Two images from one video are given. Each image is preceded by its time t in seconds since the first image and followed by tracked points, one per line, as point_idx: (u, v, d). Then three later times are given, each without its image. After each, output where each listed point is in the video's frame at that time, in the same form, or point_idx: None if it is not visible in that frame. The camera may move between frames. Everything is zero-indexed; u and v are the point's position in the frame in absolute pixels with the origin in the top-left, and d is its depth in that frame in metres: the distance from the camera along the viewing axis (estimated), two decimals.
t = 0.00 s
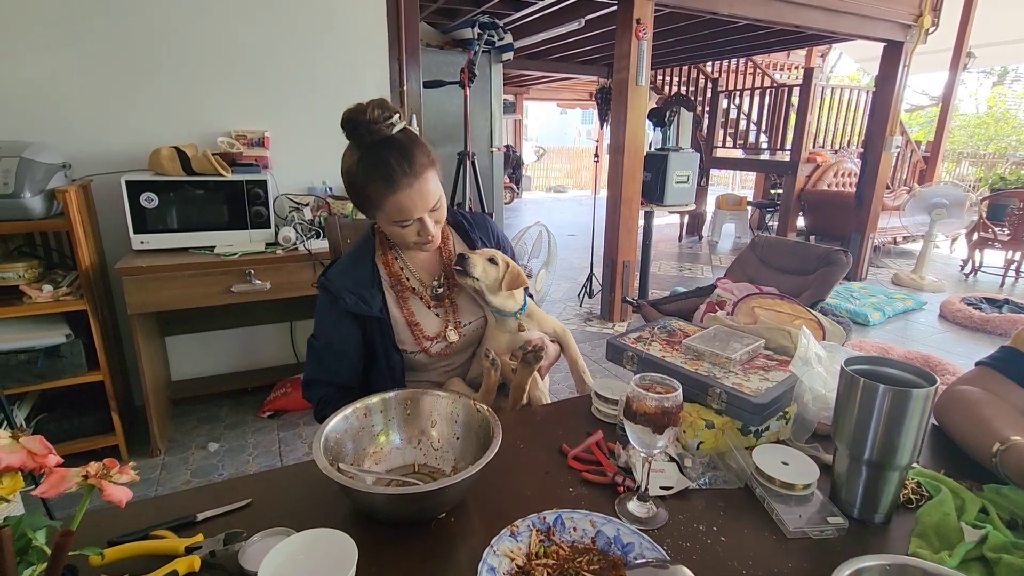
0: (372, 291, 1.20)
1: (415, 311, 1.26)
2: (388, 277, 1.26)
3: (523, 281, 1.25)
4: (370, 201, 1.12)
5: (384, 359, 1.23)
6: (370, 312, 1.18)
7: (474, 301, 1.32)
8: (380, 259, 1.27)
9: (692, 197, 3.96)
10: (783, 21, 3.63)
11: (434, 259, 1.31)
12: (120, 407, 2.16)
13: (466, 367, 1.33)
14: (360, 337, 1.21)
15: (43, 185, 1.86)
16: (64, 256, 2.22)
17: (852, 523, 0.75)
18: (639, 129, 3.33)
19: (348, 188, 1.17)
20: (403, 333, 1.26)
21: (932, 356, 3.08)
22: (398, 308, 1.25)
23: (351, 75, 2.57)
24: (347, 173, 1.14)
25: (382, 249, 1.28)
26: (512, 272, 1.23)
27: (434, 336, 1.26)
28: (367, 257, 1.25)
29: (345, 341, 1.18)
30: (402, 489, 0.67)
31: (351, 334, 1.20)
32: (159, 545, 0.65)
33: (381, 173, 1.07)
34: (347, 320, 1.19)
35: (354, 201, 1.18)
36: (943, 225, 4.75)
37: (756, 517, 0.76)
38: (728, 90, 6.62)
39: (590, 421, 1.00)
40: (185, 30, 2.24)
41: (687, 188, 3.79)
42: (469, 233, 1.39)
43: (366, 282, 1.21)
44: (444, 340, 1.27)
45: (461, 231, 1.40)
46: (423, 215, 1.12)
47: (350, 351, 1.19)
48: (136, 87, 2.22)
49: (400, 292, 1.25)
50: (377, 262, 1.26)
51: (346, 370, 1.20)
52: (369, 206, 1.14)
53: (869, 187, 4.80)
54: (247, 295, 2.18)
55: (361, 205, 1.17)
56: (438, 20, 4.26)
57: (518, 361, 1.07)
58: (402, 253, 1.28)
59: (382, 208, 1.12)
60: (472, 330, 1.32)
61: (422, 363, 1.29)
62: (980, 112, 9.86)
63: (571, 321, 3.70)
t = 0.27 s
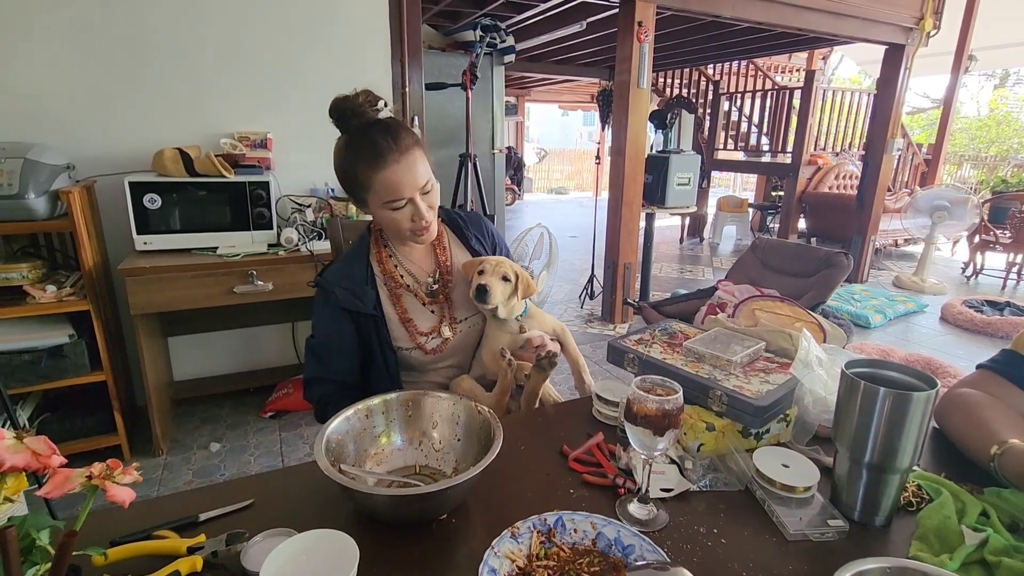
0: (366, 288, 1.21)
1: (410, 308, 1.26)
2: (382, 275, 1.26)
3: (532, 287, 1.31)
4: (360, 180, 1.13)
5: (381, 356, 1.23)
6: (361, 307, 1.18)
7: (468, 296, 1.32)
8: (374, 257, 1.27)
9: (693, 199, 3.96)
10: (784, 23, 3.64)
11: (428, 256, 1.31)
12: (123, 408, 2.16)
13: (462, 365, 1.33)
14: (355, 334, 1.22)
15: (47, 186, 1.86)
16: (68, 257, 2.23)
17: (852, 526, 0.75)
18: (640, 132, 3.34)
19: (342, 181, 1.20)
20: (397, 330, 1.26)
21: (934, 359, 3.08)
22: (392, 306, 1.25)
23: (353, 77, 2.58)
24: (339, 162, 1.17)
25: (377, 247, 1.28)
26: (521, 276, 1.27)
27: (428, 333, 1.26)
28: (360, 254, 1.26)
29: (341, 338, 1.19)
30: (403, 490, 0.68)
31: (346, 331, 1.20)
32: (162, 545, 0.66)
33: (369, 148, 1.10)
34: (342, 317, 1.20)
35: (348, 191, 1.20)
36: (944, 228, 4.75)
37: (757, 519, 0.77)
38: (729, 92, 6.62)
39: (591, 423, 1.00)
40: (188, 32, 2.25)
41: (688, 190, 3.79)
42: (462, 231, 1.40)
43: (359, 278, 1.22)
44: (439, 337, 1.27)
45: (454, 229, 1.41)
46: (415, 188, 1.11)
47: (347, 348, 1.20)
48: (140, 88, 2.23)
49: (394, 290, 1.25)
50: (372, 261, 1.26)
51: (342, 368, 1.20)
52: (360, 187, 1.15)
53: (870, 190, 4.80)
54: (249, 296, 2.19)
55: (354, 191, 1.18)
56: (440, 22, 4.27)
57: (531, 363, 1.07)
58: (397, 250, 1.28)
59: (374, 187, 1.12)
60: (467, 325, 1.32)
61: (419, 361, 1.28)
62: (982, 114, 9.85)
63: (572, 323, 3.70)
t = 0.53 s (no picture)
0: (369, 290, 1.21)
1: (413, 311, 1.26)
2: (387, 278, 1.26)
3: (537, 299, 1.28)
4: (356, 167, 1.15)
5: (382, 357, 1.23)
6: (365, 309, 1.18)
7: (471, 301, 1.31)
8: (378, 259, 1.28)
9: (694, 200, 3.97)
10: (786, 25, 3.64)
11: (432, 259, 1.31)
12: (123, 408, 2.16)
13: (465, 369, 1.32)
14: (357, 335, 1.22)
15: (48, 186, 1.86)
16: (69, 257, 2.23)
17: (852, 529, 0.75)
18: (640, 133, 3.34)
19: (342, 177, 1.22)
20: (401, 333, 1.26)
21: (935, 362, 3.07)
22: (396, 308, 1.25)
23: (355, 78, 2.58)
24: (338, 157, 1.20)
25: (380, 247, 1.29)
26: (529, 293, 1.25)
27: (432, 336, 1.26)
28: (364, 256, 1.26)
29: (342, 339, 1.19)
30: (403, 491, 0.68)
31: (348, 333, 1.20)
32: (161, 545, 0.66)
33: (363, 136, 1.12)
34: (344, 319, 1.20)
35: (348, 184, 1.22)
36: (946, 230, 4.74)
37: (757, 522, 0.76)
38: (730, 94, 6.62)
39: (592, 425, 1.00)
40: (190, 33, 2.25)
41: (689, 191, 3.79)
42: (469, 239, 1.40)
43: (362, 281, 1.21)
44: (442, 340, 1.27)
45: (461, 237, 1.40)
46: (410, 171, 1.11)
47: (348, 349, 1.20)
48: (141, 89, 2.23)
49: (397, 293, 1.25)
50: (375, 262, 1.27)
51: (343, 368, 1.21)
52: (357, 175, 1.16)
53: (871, 192, 4.79)
54: (249, 296, 2.19)
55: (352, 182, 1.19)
56: (442, 23, 4.27)
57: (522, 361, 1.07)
58: (400, 250, 1.28)
59: (369, 174, 1.13)
60: (471, 329, 1.31)
61: (421, 364, 1.28)
62: (983, 117, 9.85)
63: (573, 324, 3.70)
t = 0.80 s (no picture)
0: (375, 290, 1.20)
1: (418, 313, 1.26)
2: (393, 279, 1.26)
3: (546, 306, 1.29)
4: (371, 168, 1.15)
5: (386, 357, 1.23)
6: (371, 308, 1.18)
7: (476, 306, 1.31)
8: (385, 259, 1.27)
9: (694, 202, 3.97)
10: (786, 26, 3.64)
11: (439, 261, 1.31)
12: (123, 407, 2.16)
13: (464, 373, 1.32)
14: (361, 335, 1.21)
15: (50, 185, 1.86)
16: (70, 256, 2.23)
17: (853, 530, 0.75)
18: (641, 135, 3.34)
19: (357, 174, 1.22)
20: (405, 334, 1.26)
21: (935, 363, 3.07)
22: (401, 309, 1.25)
23: (356, 79, 2.58)
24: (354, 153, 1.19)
25: (387, 246, 1.29)
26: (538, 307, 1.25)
27: (435, 339, 1.26)
28: (371, 255, 1.26)
29: (346, 339, 1.19)
30: (403, 491, 0.68)
31: (352, 332, 1.20)
32: (161, 545, 0.66)
33: (382, 138, 1.12)
34: (349, 317, 1.19)
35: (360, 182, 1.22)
36: (946, 232, 4.74)
37: (757, 523, 0.76)
38: (731, 95, 6.62)
39: (592, 425, 1.00)
40: (192, 33, 2.26)
41: (689, 193, 3.79)
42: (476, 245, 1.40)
43: (368, 280, 1.21)
44: (445, 343, 1.27)
45: (469, 242, 1.40)
46: (424, 182, 1.11)
47: (352, 348, 1.20)
48: (142, 89, 2.23)
49: (403, 294, 1.25)
50: (381, 260, 1.27)
51: (346, 367, 1.20)
52: (371, 175, 1.16)
53: (872, 193, 4.79)
54: (250, 296, 2.19)
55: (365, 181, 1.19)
56: (443, 24, 4.27)
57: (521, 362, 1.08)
58: (409, 252, 1.28)
59: (383, 178, 1.13)
60: (473, 333, 1.32)
61: (423, 365, 1.28)
62: (984, 119, 9.84)
63: (573, 325, 3.70)
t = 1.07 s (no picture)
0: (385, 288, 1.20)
1: (425, 314, 1.26)
2: (402, 278, 1.26)
3: (551, 310, 1.29)
4: (389, 173, 1.14)
5: (390, 356, 1.22)
6: (380, 306, 1.17)
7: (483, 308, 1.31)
8: (395, 258, 1.27)
9: (695, 203, 3.97)
10: (787, 28, 3.64)
11: (447, 263, 1.32)
12: (123, 406, 2.16)
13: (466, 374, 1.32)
14: (368, 332, 1.21)
15: (51, 184, 1.87)
16: (70, 255, 2.23)
17: (853, 531, 0.75)
18: (643, 135, 3.34)
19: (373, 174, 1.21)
20: (410, 334, 1.26)
21: (936, 365, 3.07)
22: (408, 309, 1.25)
23: (357, 78, 2.58)
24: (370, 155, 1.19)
25: (398, 245, 1.29)
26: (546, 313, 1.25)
27: (441, 339, 1.27)
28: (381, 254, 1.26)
29: (352, 336, 1.18)
30: (403, 490, 0.68)
31: (359, 329, 1.19)
32: (160, 544, 0.66)
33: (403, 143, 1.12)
34: (356, 314, 1.19)
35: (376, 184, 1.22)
36: (947, 234, 4.74)
37: (758, 524, 0.76)
38: (732, 97, 6.62)
39: (592, 426, 1.00)
40: (193, 33, 2.26)
41: (690, 194, 3.79)
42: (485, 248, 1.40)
43: (378, 277, 1.21)
44: (451, 344, 1.28)
45: (478, 245, 1.40)
46: (444, 188, 1.12)
47: (356, 346, 1.19)
48: (143, 88, 2.24)
49: (411, 295, 1.25)
50: (391, 259, 1.27)
51: (351, 365, 1.20)
52: (389, 180, 1.16)
53: (873, 195, 4.79)
54: (250, 295, 2.19)
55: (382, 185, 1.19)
56: (444, 24, 4.27)
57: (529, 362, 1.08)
58: (420, 253, 1.29)
59: (400, 183, 1.13)
60: (478, 335, 1.32)
61: (427, 365, 1.28)
62: (985, 120, 9.83)
63: (573, 326, 3.70)
